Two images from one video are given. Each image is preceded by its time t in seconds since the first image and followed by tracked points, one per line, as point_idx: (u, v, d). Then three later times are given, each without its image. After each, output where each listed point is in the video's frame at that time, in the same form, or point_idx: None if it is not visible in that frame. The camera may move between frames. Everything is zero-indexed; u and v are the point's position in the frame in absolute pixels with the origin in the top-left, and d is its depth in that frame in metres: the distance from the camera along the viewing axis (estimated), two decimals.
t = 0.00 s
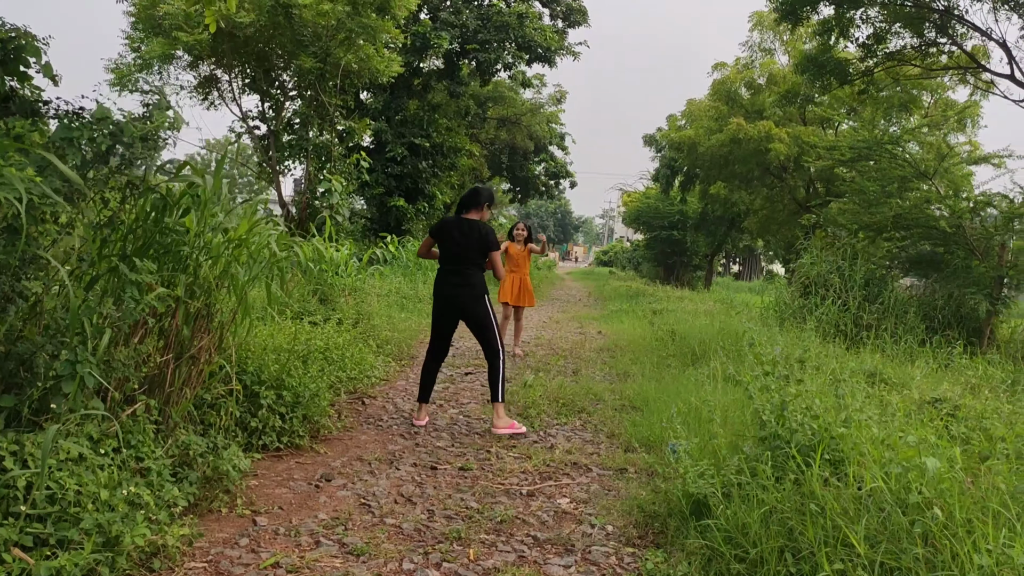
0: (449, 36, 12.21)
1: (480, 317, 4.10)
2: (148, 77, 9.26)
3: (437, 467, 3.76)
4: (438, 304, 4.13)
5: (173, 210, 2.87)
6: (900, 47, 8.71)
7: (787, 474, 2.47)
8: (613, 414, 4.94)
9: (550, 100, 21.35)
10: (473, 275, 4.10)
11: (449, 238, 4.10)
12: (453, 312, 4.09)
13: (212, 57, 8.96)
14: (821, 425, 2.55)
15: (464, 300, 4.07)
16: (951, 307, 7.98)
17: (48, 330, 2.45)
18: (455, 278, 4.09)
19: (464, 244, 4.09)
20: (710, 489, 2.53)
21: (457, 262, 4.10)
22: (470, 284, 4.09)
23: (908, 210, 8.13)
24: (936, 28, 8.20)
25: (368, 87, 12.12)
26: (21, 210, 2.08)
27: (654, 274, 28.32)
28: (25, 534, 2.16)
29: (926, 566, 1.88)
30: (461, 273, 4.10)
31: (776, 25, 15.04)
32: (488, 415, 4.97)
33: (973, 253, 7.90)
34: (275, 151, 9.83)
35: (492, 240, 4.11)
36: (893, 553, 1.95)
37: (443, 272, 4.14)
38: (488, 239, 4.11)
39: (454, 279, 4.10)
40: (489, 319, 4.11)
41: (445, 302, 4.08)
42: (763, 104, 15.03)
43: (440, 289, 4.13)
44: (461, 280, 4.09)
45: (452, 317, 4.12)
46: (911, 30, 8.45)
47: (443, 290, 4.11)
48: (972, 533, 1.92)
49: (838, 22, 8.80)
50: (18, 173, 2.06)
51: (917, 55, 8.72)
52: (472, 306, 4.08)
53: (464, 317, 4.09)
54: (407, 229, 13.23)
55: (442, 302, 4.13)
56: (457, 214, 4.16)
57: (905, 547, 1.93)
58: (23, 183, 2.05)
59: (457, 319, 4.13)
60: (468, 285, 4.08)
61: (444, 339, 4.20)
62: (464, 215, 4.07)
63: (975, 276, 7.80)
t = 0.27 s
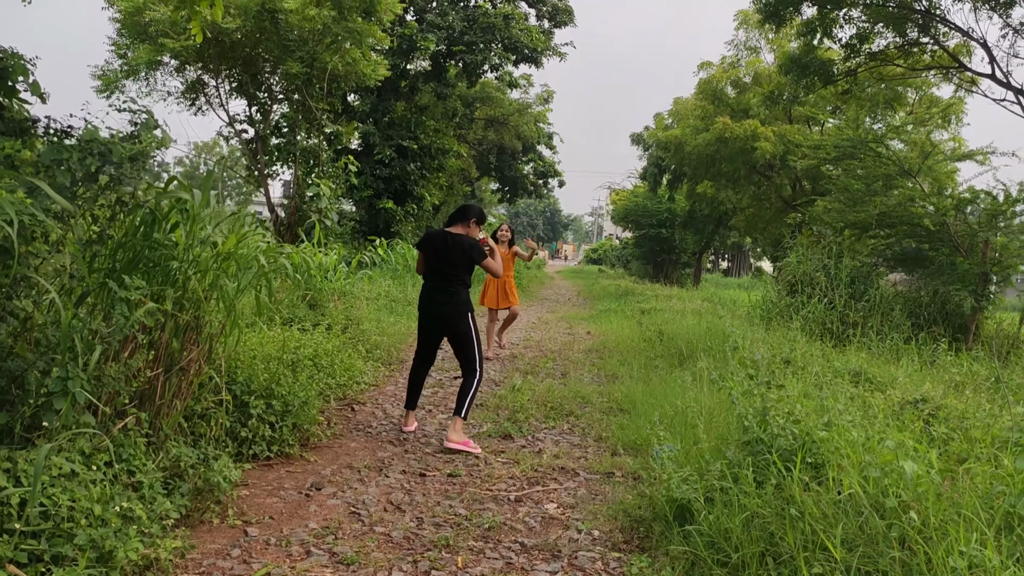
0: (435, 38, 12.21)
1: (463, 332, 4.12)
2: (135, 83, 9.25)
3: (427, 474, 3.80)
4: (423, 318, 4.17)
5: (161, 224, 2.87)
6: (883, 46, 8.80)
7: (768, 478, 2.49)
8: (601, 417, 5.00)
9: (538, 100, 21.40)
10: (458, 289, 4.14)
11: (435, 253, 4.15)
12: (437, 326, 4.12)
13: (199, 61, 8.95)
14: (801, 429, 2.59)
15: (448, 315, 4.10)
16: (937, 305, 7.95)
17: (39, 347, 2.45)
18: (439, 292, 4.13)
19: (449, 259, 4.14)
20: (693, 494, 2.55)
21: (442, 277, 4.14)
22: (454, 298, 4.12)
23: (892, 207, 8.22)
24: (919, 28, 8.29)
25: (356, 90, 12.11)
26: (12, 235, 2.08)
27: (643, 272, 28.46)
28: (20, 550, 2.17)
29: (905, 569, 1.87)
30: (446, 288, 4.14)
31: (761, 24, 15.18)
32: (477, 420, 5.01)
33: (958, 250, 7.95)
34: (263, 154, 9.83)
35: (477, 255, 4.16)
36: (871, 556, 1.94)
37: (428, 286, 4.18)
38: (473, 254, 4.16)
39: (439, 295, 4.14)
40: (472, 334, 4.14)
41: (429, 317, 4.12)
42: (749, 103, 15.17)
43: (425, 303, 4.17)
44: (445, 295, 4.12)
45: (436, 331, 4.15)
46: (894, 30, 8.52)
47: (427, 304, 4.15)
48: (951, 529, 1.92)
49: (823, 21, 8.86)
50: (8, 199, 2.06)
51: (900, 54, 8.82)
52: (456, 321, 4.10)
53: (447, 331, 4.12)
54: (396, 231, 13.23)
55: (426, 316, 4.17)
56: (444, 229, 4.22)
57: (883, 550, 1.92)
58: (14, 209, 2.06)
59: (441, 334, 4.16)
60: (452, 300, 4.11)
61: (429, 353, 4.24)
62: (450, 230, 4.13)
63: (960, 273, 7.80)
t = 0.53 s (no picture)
0: (427, 42, 12.19)
1: (462, 339, 4.13)
2: (127, 91, 9.25)
3: (424, 482, 3.82)
4: (425, 323, 4.19)
5: (157, 240, 2.88)
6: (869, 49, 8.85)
7: (762, 485, 2.52)
8: (596, 421, 5.04)
9: (530, 101, 21.43)
10: (461, 296, 4.15)
11: (443, 259, 4.19)
12: (437, 332, 4.14)
13: (192, 66, 8.97)
14: (793, 435, 2.63)
15: (449, 321, 4.12)
16: (928, 302, 8.01)
17: (39, 365, 2.46)
18: (443, 298, 4.15)
19: (456, 266, 4.16)
20: (688, 500, 2.57)
21: (447, 283, 4.16)
22: (456, 305, 4.13)
23: (882, 207, 8.22)
24: (904, 30, 8.34)
25: (348, 94, 12.09)
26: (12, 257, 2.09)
27: (637, 270, 28.53)
28: (23, 569, 2.17)
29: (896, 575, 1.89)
30: (449, 295, 4.16)
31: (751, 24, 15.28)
32: (473, 426, 5.04)
33: (948, 248, 7.92)
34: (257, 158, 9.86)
35: (484, 263, 4.18)
36: (861, 563, 1.97)
37: (433, 292, 4.21)
38: (480, 262, 4.18)
39: (442, 301, 4.16)
40: (471, 342, 4.13)
41: (431, 322, 4.14)
42: (740, 103, 15.23)
43: (428, 308, 4.19)
44: (449, 301, 4.14)
45: (437, 336, 4.16)
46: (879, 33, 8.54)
47: (430, 310, 4.17)
48: (940, 536, 1.95)
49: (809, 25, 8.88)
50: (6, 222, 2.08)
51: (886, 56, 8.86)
52: (456, 328, 4.11)
53: (447, 337, 4.13)
54: (390, 234, 13.22)
55: (429, 322, 4.19)
56: (453, 236, 4.25)
57: (873, 556, 1.95)
58: (13, 232, 2.07)
59: (441, 339, 4.17)
60: (455, 306, 4.13)
61: (429, 359, 4.25)
62: (458, 237, 4.16)
63: (950, 271, 7.75)
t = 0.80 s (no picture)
0: (418, 48, 12.15)
1: (453, 345, 4.15)
2: (120, 101, 9.25)
3: (421, 492, 3.83)
4: (417, 327, 4.21)
5: (154, 255, 2.88)
6: (860, 51, 8.90)
7: (757, 493, 2.54)
8: (592, 428, 5.06)
9: (522, 105, 21.49)
10: (453, 302, 4.17)
11: (436, 264, 4.19)
12: (429, 336, 4.16)
13: (185, 75, 8.98)
14: (788, 443, 2.67)
15: (440, 326, 4.14)
16: (921, 304, 8.07)
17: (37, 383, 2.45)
18: (435, 303, 4.17)
19: (449, 272, 4.17)
20: (683, 509, 2.59)
21: (440, 288, 4.18)
22: (448, 311, 4.16)
23: (874, 209, 8.29)
24: (895, 33, 8.39)
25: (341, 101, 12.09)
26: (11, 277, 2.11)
27: (631, 273, 28.62)
28: None
29: None
30: (441, 300, 4.18)
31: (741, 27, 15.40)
32: (469, 435, 5.06)
33: (941, 249, 8.01)
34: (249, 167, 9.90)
35: (478, 269, 4.18)
36: (855, 569, 2.00)
37: (425, 296, 4.23)
38: (474, 268, 4.19)
39: (434, 306, 4.17)
40: (463, 348, 4.16)
41: (423, 326, 4.16)
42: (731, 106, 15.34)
43: (420, 312, 4.21)
44: (441, 306, 4.16)
45: (428, 341, 4.18)
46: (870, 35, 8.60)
47: (422, 315, 4.19)
48: (933, 543, 1.98)
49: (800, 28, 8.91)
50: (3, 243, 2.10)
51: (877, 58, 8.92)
52: (448, 333, 4.14)
53: (438, 342, 4.15)
54: (384, 240, 13.23)
55: (420, 326, 4.20)
56: (447, 240, 4.25)
57: (868, 562, 1.98)
58: (12, 253, 2.10)
59: (432, 344, 4.18)
60: (447, 312, 4.15)
61: (420, 362, 4.27)
62: (452, 242, 4.16)
63: (944, 273, 7.83)
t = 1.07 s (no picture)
0: (410, 51, 12.16)
1: (439, 346, 4.16)
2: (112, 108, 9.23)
3: (420, 496, 3.85)
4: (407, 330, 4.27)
5: (150, 264, 2.89)
6: (849, 51, 8.99)
7: (752, 492, 2.57)
8: (588, 429, 5.09)
9: (514, 106, 21.53)
10: (439, 304, 4.19)
11: (423, 267, 4.23)
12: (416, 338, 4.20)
13: (178, 81, 8.97)
14: (783, 442, 2.69)
15: (426, 328, 4.16)
16: (914, 300, 8.14)
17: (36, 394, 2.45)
18: (422, 305, 4.22)
19: (434, 274, 4.19)
20: (680, 510, 2.62)
21: (428, 291, 4.22)
22: (435, 312, 4.18)
23: (866, 207, 8.33)
24: (885, 33, 8.44)
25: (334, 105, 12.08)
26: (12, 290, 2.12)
27: (626, 272, 28.69)
28: None
29: None
30: (429, 302, 4.22)
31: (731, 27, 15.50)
32: (466, 437, 5.08)
33: (934, 246, 7.97)
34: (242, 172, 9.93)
35: (461, 270, 4.17)
36: (851, 568, 2.02)
37: (414, 299, 4.28)
38: (459, 270, 4.18)
39: (423, 308, 4.21)
40: (448, 349, 4.17)
41: (410, 329, 4.21)
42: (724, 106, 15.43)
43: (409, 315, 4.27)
44: (427, 308, 4.20)
45: (417, 343, 4.22)
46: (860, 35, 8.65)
47: (410, 317, 4.23)
48: (928, 541, 2.01)
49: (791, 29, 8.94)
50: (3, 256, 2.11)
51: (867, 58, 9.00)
52: (433, 335, 4.16)
53: (424, 343, 4.18)
54: (379, 243, 13.23)
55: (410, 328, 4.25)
56: (433, 243, 4.29)
57: (863, 561, 2.00)
58: (12, 267, 2.11)
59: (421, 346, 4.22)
60: (432, 314, 4.18)
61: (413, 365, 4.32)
62: (436, 245, 4.19)
63: (936, 270, 7.87)
